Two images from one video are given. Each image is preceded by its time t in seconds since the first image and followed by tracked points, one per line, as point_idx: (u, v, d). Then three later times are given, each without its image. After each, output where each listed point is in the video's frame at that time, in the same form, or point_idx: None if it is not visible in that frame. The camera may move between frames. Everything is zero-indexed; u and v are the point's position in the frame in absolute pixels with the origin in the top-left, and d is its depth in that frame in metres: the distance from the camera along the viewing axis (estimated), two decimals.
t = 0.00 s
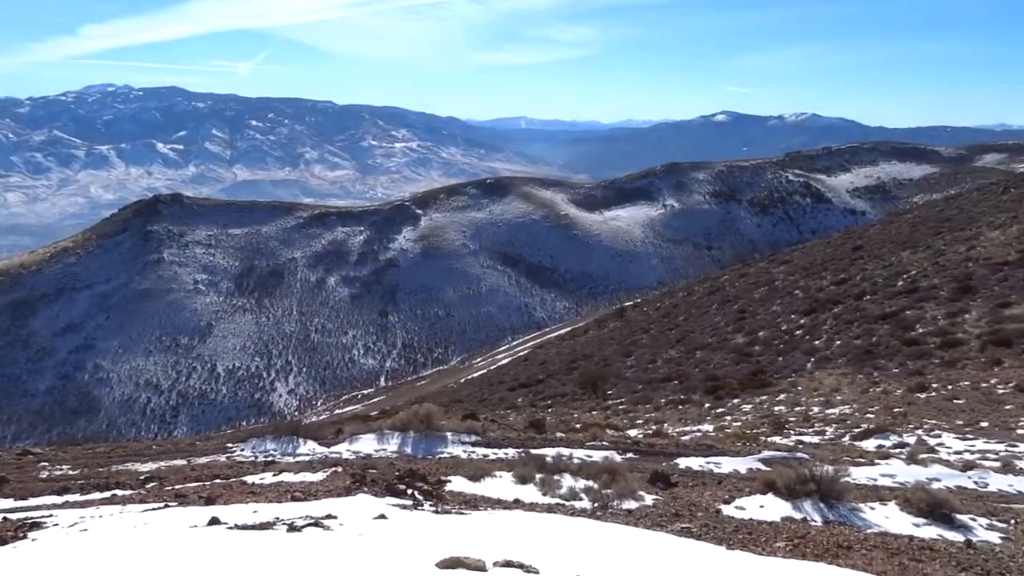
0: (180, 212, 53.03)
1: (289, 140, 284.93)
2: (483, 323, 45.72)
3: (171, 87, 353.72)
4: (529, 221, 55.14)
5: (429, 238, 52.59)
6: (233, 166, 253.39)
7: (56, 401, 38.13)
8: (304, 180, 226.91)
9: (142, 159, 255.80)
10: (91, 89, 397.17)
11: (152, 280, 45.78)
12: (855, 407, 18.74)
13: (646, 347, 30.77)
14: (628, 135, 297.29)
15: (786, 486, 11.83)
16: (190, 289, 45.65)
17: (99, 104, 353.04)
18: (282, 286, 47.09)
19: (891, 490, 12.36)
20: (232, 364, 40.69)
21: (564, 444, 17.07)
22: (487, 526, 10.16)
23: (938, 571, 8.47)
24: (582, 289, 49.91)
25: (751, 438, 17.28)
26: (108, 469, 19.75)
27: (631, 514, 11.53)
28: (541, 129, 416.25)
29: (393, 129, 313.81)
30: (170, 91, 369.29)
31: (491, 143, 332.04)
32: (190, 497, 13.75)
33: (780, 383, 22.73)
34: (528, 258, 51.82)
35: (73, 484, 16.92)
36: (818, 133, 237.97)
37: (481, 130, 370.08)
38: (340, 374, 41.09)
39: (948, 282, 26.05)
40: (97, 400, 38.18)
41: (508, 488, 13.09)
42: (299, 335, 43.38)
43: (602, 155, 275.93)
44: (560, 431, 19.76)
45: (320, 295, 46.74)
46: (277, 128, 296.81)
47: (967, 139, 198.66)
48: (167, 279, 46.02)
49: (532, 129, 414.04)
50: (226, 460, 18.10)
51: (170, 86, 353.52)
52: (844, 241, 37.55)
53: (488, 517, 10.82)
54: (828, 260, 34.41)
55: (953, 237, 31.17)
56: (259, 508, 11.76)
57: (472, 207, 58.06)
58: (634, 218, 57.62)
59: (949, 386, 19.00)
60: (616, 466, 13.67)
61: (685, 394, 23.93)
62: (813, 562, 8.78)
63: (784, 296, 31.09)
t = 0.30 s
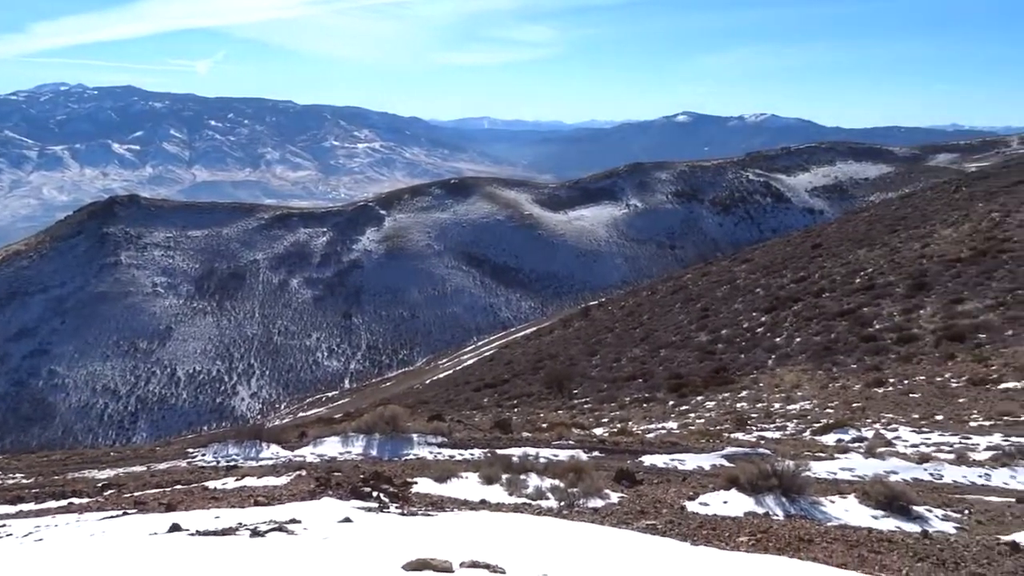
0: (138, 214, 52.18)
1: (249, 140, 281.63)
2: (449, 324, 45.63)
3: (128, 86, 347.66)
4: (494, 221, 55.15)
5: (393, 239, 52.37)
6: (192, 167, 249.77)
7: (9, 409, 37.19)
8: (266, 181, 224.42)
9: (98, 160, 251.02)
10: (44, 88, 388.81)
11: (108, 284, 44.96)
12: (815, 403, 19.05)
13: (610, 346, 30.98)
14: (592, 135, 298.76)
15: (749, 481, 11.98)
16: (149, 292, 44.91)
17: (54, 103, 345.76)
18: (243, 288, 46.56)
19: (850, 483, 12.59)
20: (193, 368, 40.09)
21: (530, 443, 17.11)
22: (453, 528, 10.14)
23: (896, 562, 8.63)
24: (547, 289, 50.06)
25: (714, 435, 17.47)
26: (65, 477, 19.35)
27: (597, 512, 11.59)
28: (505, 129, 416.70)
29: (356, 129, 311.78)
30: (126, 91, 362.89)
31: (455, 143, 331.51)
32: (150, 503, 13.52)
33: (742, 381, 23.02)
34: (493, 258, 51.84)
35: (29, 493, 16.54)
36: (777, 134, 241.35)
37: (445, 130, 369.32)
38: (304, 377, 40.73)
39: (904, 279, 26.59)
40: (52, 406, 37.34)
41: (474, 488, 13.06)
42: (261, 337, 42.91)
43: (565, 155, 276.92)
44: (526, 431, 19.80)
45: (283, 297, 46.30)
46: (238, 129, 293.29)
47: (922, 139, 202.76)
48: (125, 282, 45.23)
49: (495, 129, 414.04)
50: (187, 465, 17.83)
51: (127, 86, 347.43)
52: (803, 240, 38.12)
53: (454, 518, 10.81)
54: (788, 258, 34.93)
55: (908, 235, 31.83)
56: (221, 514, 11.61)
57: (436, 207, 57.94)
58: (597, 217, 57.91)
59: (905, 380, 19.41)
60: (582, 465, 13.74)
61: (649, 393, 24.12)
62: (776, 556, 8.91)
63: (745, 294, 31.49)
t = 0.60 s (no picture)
0: (99, 216, 51.37)
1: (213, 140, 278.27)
2: (417, 324, 45.49)
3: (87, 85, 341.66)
4: (461, 221, 55.08)
5: (361, 239, 52.10)
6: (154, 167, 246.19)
7: None
8: (229, 182, 221.91)
9: (57, 160, 246.37)
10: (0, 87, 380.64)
11: (68, 287, 44.15)
12: (781, 398, 19.30)
13: (579, 344, 31.11)
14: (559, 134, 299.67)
15: (717, 477, 12.11)
16: (110, 294, 44.16)
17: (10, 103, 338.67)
18: (208, 290, 46.00)
19: (815, 477, 12.78)
20: (157, 372, 39.49)
21: (500, 443, 17.13)
22: (424, 528, 10.14)
23: (861, 553, 8.77)
24: (516, 288, 50.12)
25: (682, 431, 17.62)
26: (25, 485, 18.97)
27: (568, 510, 11.64)
28: (473, 129, 416.31)
29: (322, 129, 309.50)
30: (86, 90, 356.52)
31: (422, 142, 330.46)
32: (114, 510, 13.31)
33: (709, 377, 23.26)
34: (461, 257, 51.78)
35: None
36: (742, 133, 243.97)
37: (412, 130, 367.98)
38: (271, 379, 40.32)
39: (866, 275, 27.04)
40: (11, 413, 36.52)
41: (444, 489, 13.03)
42: (227, 340, 42.42)
43: (533, 155, 277.43)
44: (496, 430, 19.82)
45: (248, 298, 45.85)
46: (201, 128, 289.61)
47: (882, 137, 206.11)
48: (85, 285, 44.44)
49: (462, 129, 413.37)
50: (151, 471, 17.56)
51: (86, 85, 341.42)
52: (767, 237, 38.59)
53: (425, 519, 10.80)
54: (753, 256, 35.33)
55: (869, 231, 32.35)
56: (188, 519, 11.49)
57: (404, 207, 57.73)
58: (565, 216, 58.07)
59: (867, 375, 19.74)
60: (552, 464, 13.78)
61: (618, 390, 24.26)
62: (744, 551, 9.01)
63: (712, 292, 31.80)
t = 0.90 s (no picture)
0: (64, 220, 50.62)
1: (179, 142, 275.02)
2: (390, 326, 45.34)
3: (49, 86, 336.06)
4: (433, 222, 54.99)
5: (331, 241, 51.83)
6: (120, 170, 242.80)
7: None
8: (197, 184, 219.36)
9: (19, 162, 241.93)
10: None
11: (32, 292, 43.41)
12: (752, 395, 19.52)
13: (552, 344, 31.22)
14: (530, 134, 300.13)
15: (690, 474, 12.22)
16: (75, 299, 43.47)
17: None
18: (176, 294, 45.48)
19: (786, 472, 12.96)
20: (124, 377, 38.91)
21: (474, 444, 17.15)
22: (398, 531, 10.13)
23: (832, 546, 8.90)
24: (488, 289, 50.14)
25: (655, 429, 17.75)
26: None
27: (542, 510, 11.69)
28: (443, 130, 415.75)
29: (292, 130, 307.27)
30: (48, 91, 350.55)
31: (393, 143, 329.24)
32: (82, 519, 13.14)
33: (681, 375, 23.45)
34: (433, 259, 51.69)
35: None
36: (711, 132, 246.09)
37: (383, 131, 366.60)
38: (241, 383, 39.92)
39: (833, 272, 27.42)
40: None
41: (419, 491, 13.00)
42: (196, 344, 41.95)
43: (504, 156, 277.57)
44: (470, 431, 19.83)
45: (218, 302, 45.42)
46: (167, 130, 286.08)
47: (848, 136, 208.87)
48: (50, 290, 43.74)
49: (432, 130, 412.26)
50: (120, 478, 17.33)
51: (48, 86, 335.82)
52: (737, 236, 38.98)
53: (399, 521, 10.78)
54: (723, 254, 35.67)
55: (836, 229, 32.80)
56: (158, 526, 11.37)
57: (375, 208, 57.53)
58: (537, 217, 58.18)
59: (836, 370, 20.03)
60: (526, 464, 13.82)
61: (592, 389, 24.38)
62: (718, 547, 9.11)
63: (683, 290, 32.06)
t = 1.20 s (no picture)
0: (30, 221, 49.85)
1: (148, 141, 271.64)
2: (365, 326, 45.16)
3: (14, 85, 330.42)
4: (407, 221, 54.85)
5: (305, 241, 51.51)
6: (88, 170, 239.24)
7: None
8: (167, 184, 216.78)
9: None
10: None
11: None
12: (726, 391, 19.69)
13: (528, 342, 31.26)
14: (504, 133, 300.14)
15: (665, 470, 12.30)
16: (42, 302, 42.76)
17: None
18: (146, 296, 44.94)
19: (759, 467, 13.09)
20: (93, 381, 38.30)
21: (450, 443, 17.12)
22: (373, 532, 10.09)
23: (805, 540, 9.01)
24: (464, 288, 50.09)
25: (630, 427, 17.85)
26: None
27: (518, 509, 11.70)
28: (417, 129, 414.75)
29: (263, 129, 304.78)
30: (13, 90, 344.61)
31: (366, 142, 327.86)
32: (52, 525, 12.95)
33: (657, 372, 23.59)
34: (408, 258, 51.54)
35: None
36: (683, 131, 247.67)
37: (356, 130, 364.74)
38: (214, 385, 39.49)
39: (805, 269, 27.72)
40: None
41: (395, 491, 12.94)
42: (167, 346, 41.47)
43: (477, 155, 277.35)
44: (446, 431, 19.80)
45: (189, 303, 44.96)
46: (136, 129, 282.48)
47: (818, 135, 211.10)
48: (16, 292, 43.01)
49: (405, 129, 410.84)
50: (89, 483, 17.06)
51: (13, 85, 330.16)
52: (710, 234, 39.28)
53: (375, 522, 10.74)
54: (697, 252, 35.91)
55: (807, 227, 33.15)
56: (129, 532, 11.24)
57: (348, 208, 57.26)
58: (511, 216, 58.21)
59: (807, 366, 20.27)
60: (502, 463, 13.84)
61: (568, 387, 24.44)
62: (693, 542, 9.17)
63: (657, 288, 32.24)
